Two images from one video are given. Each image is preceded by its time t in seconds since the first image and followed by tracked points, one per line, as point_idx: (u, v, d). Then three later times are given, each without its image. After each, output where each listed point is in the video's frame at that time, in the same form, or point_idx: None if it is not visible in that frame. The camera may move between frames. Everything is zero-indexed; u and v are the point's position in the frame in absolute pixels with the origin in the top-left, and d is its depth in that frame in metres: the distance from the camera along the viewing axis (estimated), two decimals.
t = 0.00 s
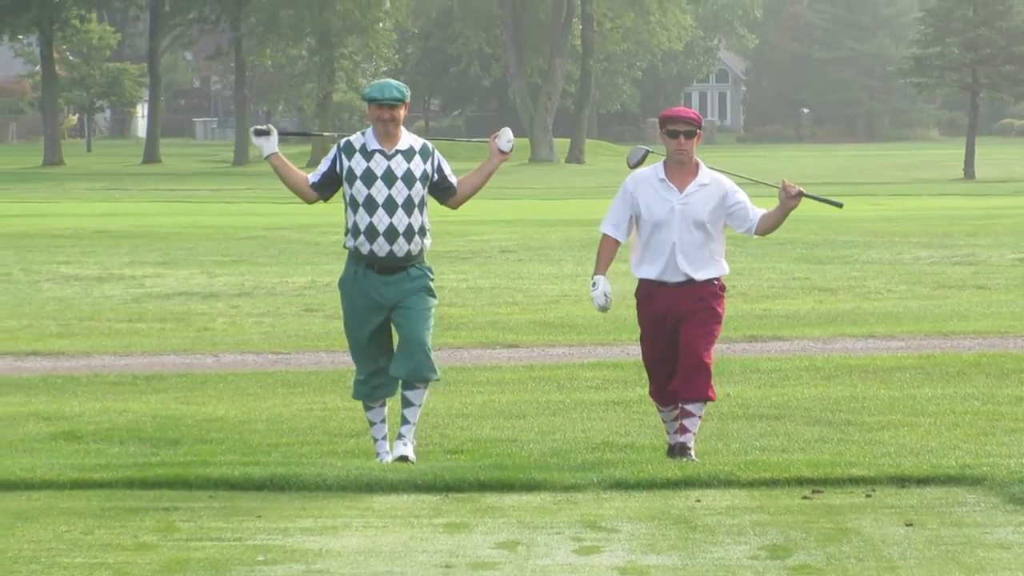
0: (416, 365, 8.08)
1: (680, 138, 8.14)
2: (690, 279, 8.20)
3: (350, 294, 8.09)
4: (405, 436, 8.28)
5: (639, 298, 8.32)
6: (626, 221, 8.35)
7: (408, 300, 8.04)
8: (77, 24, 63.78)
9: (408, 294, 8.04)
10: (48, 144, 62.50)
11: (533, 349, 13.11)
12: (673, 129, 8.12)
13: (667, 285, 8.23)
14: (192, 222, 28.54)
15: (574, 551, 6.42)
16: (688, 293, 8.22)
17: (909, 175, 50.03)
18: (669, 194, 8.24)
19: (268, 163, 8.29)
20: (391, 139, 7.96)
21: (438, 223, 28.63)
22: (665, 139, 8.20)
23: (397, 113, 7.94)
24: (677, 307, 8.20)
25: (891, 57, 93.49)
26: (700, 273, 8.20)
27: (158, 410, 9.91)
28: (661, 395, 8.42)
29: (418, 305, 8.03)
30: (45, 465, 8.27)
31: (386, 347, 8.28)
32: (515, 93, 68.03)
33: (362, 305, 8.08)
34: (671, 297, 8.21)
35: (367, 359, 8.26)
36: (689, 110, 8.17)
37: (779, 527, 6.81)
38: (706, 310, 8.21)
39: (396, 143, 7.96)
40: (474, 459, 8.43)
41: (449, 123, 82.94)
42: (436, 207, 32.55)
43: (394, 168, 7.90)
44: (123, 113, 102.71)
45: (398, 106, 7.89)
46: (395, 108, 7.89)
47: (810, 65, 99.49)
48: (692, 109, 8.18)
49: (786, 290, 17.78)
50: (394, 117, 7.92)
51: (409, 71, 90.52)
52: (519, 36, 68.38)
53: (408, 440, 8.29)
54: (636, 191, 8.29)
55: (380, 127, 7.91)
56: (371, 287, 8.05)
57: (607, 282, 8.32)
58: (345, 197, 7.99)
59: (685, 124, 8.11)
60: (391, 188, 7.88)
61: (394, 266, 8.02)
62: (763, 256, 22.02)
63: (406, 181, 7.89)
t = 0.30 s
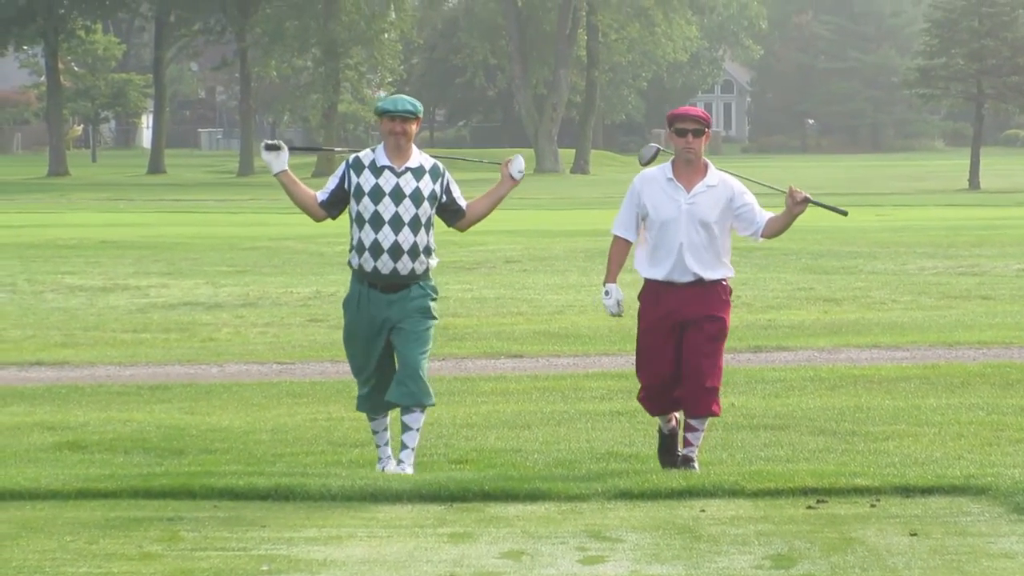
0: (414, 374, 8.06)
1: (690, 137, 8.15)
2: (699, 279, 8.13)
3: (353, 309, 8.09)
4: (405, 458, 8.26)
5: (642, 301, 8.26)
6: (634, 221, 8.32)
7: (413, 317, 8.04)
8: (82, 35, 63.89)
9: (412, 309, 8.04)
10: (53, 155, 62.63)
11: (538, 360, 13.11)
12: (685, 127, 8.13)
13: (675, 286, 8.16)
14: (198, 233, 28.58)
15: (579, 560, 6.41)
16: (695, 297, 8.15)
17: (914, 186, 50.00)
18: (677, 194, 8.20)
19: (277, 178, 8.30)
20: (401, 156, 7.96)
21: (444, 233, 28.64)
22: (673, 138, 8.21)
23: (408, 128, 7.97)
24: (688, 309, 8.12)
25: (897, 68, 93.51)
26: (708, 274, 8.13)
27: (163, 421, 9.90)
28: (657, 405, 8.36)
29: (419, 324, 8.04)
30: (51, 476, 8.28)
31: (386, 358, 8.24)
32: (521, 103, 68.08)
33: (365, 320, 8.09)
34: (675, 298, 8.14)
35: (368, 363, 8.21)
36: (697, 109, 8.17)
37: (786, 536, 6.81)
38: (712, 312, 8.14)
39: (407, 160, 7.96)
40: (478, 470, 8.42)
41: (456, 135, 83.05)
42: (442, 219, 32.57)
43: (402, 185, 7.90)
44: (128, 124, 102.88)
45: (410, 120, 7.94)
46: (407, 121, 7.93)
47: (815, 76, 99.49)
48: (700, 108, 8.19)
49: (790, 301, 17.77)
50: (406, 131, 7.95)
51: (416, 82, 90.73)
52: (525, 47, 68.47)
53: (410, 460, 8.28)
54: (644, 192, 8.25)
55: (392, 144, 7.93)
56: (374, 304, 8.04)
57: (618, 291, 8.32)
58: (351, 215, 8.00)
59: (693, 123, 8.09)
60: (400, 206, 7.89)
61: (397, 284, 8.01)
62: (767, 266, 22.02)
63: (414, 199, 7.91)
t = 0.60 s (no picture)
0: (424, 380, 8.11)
1: (689, 127, 8.14)
2: (708, 271, 8.09)
3: (361, 307, 8.06)
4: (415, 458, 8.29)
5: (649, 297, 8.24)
6: (640, 216, 8.30)
7: (423, 314, 8.02)
8: (86, 39, 63.98)
9: (423, 309, 8.03)
10: (58, 161, 62.75)
11: (543, 365, 13.12)
12: (684, 115, 8.11)
13: (683, 277, 8.11)
14: (203, 238, 28.62)
15: (584, 565, 6.41)
16: (703, 293, 8.12)
17: (919, 191, 49.99)
18: (679, 185, 8.19)
19: (286, 171, 8.32)
20: (410, 149, 7.97)
21: (448, 238, 28.65)
22: (673, 130, 8.19)
23: (419, 119, 8.00)
24: (698, 305, 8.10)
25: (902, 72, 93.53)
26: (717, 265, 8.10)
27: (168, 425, 9.90)
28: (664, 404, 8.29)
29: (425, 321, 8.02)
30: (56, 481, 8.29)
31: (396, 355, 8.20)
32: (526, 108, 68.20)
33: (374, 318, 8.06)
34: (683, 291, 8.10)
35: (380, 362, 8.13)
36: (695, 99, 8.15)
37: (791, 541, 6.81)
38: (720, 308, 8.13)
39: (415, 153, 7.98)
40: (482, 475, 8.41)
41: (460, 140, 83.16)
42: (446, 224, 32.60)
43: (409, 179, 7.91)
44: (133, 129, 103.05)
45: (419, 111, 7.96)
46: (417, 113, 7.96)
47: (820, 81, 99.50)
48: (698, 99, 8.17)
49: (796, 305, 17.79)
50: (416, 122, 7.97)
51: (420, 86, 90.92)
52: (530, 52, 68.59)
53: (416, 468, 8.32)
54: (648, 188, 8.25)
55: (402, 136, 7.94)
56: (381, 300, 8.02)
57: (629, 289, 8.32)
58: (357, 208, 8.01)
59: (691, 114, 8.09)
60: (406, 199, 7.89)
61: (403, 277, 8.00)
62: (772, 271, 22.03)
63: (421, 191, 7.91)
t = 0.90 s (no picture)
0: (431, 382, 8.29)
1: (689, 140, 8.09)
2: (710, 285, 8.10)
3: (363, 306, 8.00)
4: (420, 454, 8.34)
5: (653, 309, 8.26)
6: (643, 229, 8.31)
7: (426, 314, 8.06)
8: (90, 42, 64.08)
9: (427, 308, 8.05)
10: (61, 163, 62.83)
11: (547, 368, 13.10)
12: (683, 130, 8.06)
13: (684, 291, 8.13)
14: (205, 240, 28.62)
15: (587, 569, 6.40)
16: (706, 305, 8.12)
17: (922, 194, 49.93)
18: (681, 197, 8.18)
19: (286, 163, 8.29)
20: (412, 138, 7.94)
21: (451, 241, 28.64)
22: (673, 141, 8.14)
23: (419, 107, 7.96)
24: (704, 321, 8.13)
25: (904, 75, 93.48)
26: (720, 279, 8.10)
27: (170, 428, 9.89)
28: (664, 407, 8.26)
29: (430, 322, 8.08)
30: (60, 484, 8.29)
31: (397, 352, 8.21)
32: (529, 111, 68.22)
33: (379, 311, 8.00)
34: (686, 304, 8.11)
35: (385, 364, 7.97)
36: (695, 110, 8.10)
37: (794, 544, 6.82)
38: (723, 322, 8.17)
39: (416, 143, 7.95)
40: (485, 479, 8.41)
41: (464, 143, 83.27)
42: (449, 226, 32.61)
43: (411, 168, 7.88)
44: (136, 131, 103.20)
45: (419, 101, 7.92)
46: (417, 102, 7.92)
47: (823, 84, 99.50)
48: (699, 108, 8.11)
49: (799, 309, 17.79)
50: (416, 112, 7.93)
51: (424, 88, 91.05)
52: (533, 55, 68.66)
53: (419, 470, 8.37)
54: (650, 202, 8.26)
55: (401, 125, 7.90)
56: (385, 299, 8.00)
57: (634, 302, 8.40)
58: (360, 199, 7.97)
59: (691, 124, 8.02)
60: (408, 189, 7.85)
61: (408, 270, 7.99)
62: (776, 275, 22.03)
63: (422, 181, 7.87)
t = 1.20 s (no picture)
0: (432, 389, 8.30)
1: (686, 142, 8.11)
2: (708, 289, 8.07)
3: (366, 316, 7.98)
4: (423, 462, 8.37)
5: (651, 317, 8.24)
6: (642, 234, 8.28)
7: (428, 327, 8.05)
8: (92, 46, 64.07)
9: (430, 323, 8.06)
10: (64, 167, 62.87)
11: (549, 372, 13.11)
12: (682, 130, 8.07)
13: (682, 294, 8.10)
14: (207, 244, 28.63)
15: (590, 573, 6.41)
16: (703, 309, 8.08)
17: (925, 197, 49.90)
18: (678, 200, 8.17)
19: (283, 183, 8.29)
20: (410, 153, 7.95)
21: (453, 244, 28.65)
22: (671, 145, 8.14)
23: (416, 121, 7.98)
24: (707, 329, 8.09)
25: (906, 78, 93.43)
26: (720, 282, 8.08)
27: (174, 432, 9.90)
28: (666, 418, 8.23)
29: (432, 336, 8.08)
30: (63, 487, 8.31)
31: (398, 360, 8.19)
32: (532, 114, 68.23)
33: (383, 321, 7.98)
34: (686, 309, 8.07)
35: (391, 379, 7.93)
36: (693, 113, 8.10)
37: (798, 548, 6.82)
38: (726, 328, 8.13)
39: (416, 157, 7.95)
40: (489, 482, 8.41)
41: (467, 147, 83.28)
42: (452, 230, 32.62)
43: (411, 183, 7.88)
44: (138, 135, 103.27)
45: (417, 114, 7.92)
46: (414, 115, 7.95)
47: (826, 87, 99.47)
48: (697, 111, 8.12)
49: (802, 312, 17.78)
50: (413, 126, 7.94)
51: (427, 92, 91.10)
52: (535, 58, 68.68)
53: (422, 472, 8.39)
54: (648, 206, 8.24)
55: (399, 138, 7.92)
56: (388, 309, 7.99)
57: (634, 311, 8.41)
58: (361, 215, 7.98)
59: (689, 127, 8.04)
60: (408, 203, 7.86)
61: (411, 285, 7.98)
62: (779, 278, 22.03)
63: (422, 197, 7.87)
